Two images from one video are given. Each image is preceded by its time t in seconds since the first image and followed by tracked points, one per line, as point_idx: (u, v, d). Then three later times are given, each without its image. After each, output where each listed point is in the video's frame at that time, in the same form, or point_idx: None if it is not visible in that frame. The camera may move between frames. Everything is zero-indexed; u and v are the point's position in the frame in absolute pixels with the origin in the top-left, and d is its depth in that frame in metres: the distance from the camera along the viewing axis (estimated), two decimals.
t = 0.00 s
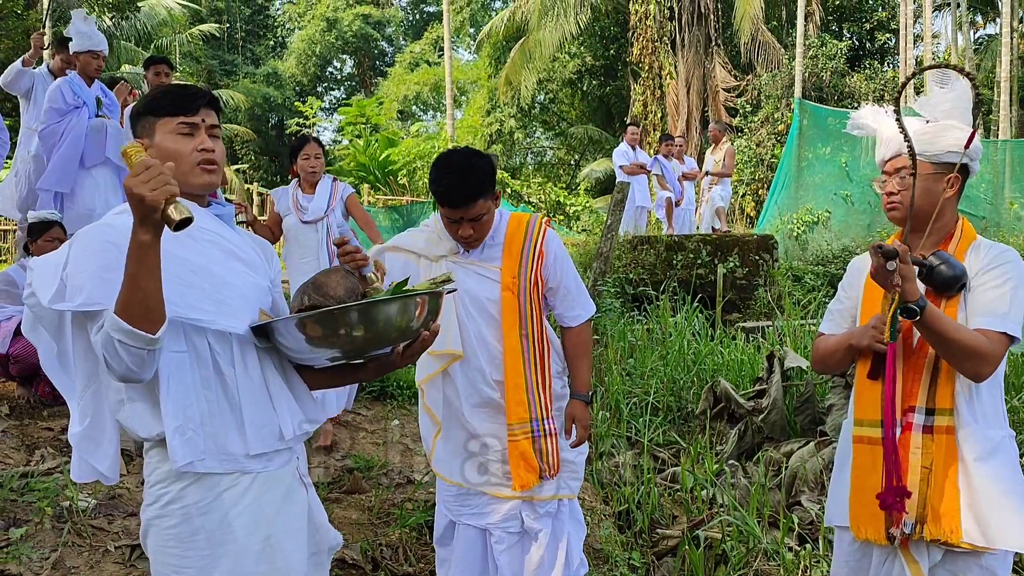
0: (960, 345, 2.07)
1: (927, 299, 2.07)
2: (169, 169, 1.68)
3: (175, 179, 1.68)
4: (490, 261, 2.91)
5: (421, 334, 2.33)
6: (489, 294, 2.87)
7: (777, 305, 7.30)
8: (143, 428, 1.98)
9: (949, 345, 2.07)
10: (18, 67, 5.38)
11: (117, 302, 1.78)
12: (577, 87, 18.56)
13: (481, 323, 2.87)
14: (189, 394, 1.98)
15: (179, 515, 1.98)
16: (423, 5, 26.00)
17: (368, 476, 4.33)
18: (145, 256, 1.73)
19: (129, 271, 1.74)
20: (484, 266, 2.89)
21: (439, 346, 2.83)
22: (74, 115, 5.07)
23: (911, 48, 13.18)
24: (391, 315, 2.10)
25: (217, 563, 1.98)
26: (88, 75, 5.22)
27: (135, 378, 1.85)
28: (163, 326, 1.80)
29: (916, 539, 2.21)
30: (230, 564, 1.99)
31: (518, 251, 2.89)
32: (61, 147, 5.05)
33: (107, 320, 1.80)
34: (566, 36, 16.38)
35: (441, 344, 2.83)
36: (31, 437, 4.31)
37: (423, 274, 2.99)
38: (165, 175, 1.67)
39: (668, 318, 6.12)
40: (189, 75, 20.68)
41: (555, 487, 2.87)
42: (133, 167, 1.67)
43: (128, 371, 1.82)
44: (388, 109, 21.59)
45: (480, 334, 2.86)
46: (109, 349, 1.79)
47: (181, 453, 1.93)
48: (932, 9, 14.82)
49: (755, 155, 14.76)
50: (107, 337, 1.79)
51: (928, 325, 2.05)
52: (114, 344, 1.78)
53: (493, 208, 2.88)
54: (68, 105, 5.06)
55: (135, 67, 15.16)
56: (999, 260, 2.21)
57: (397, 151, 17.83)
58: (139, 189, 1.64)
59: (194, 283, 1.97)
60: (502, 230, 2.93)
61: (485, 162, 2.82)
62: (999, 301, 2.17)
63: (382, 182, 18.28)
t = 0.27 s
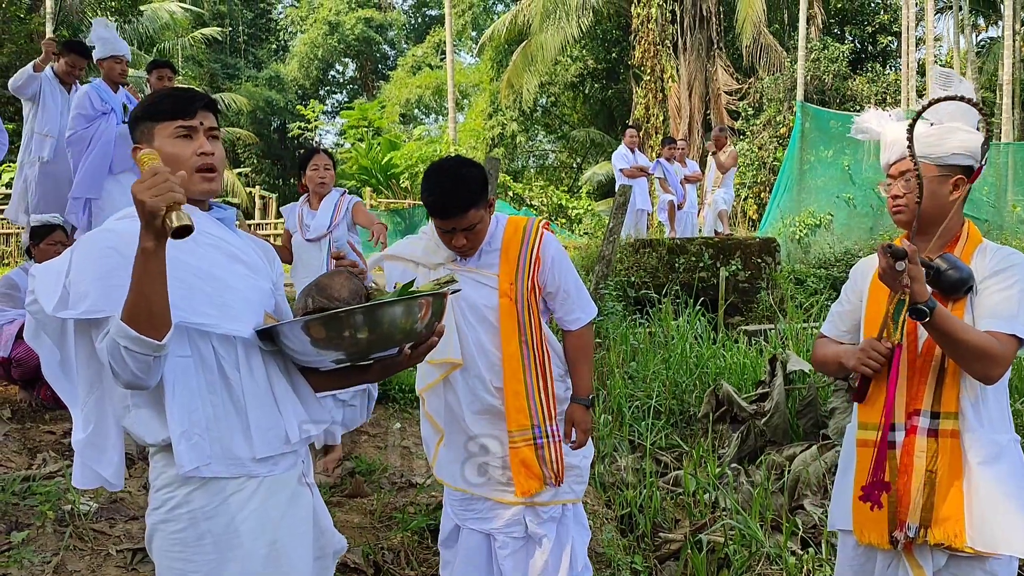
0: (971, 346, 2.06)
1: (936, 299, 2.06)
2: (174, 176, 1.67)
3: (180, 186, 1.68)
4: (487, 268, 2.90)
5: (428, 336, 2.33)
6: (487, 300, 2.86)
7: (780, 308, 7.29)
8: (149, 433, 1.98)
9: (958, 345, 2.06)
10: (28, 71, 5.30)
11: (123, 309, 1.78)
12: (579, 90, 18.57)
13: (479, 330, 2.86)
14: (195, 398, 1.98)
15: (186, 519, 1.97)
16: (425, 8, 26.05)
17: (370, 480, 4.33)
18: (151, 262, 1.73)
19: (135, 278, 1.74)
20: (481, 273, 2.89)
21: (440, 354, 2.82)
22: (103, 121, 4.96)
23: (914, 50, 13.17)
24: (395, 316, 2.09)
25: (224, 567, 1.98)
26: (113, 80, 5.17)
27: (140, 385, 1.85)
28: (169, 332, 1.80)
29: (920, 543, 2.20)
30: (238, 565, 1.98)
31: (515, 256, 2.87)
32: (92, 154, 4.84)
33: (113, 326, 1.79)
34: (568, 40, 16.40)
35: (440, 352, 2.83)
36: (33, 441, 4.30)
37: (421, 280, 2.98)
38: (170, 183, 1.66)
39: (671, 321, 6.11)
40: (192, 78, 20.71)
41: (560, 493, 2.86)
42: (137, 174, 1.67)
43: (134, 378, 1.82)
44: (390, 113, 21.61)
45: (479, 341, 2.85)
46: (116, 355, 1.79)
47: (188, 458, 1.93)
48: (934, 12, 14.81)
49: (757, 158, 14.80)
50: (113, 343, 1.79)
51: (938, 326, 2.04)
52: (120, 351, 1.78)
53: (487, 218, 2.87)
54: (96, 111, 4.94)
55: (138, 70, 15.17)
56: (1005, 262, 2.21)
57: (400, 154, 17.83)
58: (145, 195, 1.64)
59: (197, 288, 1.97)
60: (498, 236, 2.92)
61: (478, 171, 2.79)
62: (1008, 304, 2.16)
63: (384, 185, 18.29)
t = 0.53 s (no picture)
0: (976, 350, 2.06)
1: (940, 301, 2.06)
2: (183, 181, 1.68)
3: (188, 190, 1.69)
4: (486, 265, 2.90)
5: (432, 333, 2.29)
6: (487, 297, 2.86)
7: (782, 311, 7.30)
8: (155, 437, 1.98)
9: (961, 344, 2.05)
10: (38, 75, 5.23)
11: (130, 313, 1.78)
12: (580, 93, 18.59)
13: (479, 328, 2.86)
14: (200, 402, 1.98)
15: (193, 522, 1.98)
16: (426, 11, 26.07)
17: (371, 483, 4.33)
18: (159, 266, 1.73)
19: (145, 282, 1.74)
20: (480, 270, 2.89)
21: (440, 350, 2.83)
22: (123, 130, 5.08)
23: (916, 52, 13.17)
24: (398, 317, 2.09)
25: (229, 569, 1.98)
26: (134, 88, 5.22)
27: (147, 389, 1.85)
28: (177, 335, 1.81)
29: (922, 544, 2.20)
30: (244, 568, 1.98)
31: (514, 254, 2.87)
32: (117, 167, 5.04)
33: (120, 330, 1.79)
34: (569, 43, 16.43)
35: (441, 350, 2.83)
36: (35, 443, 4.31)
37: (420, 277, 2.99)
38: (179, 187, 1.66)
39: (672, 324, 6.11)
40: (194, 82, 20.75)
41: (560, 496, 2.86)
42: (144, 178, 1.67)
43: (140, 381, 1.82)
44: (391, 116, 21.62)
45: (479, 340, 2.85)
46: (123, 359, 1.79)
47: (194, 462, 1.93)
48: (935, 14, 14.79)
49: (758, 160, 14.82)
50: (120, 347, 1.79)
51: (942, 324, 2.04)
52: (128, 355, 1.78)
53: (486, 212, 2.89)
54: (118, 119, 5.08)
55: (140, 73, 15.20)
56: (1007, 263, 2.21)
57: (401, 157, 17.84)
58: (153, 200, 1.65)
59: (202, 292, 1.97)
60: (498, 234, 2.92)
61: (474, 167, 2.82)
62: (1012, 304, 2.16)
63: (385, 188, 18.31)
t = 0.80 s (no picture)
0: (977, 350, 2.06)
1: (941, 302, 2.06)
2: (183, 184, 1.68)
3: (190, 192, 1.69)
4: (489, 259, 2.90)
5: (436, 335, 2.30)
6: (488, 291, 2.87)
7: (783, 312, 7.30)
8: (159, 439, 1.99)
9: (963, 342, 2.05)
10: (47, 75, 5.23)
11: (132, 315, 1.79)
12: (580, 94, 18.60)
13: (479, 322, 2.86)
14: (204, 403, 1.98)
15: (196, 525, 1.98)
16: (427, 13, 26.10)
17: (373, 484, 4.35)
18: (161, 269, 1.74)
19: (147, 285, 1.75)
20: (482, 264, 2.89)
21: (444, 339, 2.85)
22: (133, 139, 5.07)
23: (916, 53, 13.18)
24: (401, 319, 2.10)
25: (232, 571, 1.98)
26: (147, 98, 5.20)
27: (149, 392, 1.86)
28: (178, 338, 1.81)
29: (923, 544, 2.20)
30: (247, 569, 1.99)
31: (515, 253, 2.87)
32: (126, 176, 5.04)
33: (123, 333, 1.80)
34: (570, 44, 16.45)
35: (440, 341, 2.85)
36: (37, 445, 4.32)
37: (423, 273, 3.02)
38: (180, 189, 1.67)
39: (673, 325, 6.11)
40: (195, 83, 20.78)
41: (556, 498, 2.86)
42: (145, 181, 1.67)
43: (142, 384, 1.83)
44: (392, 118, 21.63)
45: (480, 334, 2.86)
46: (125, 363, 1.80)
47: (198, 464, 1.94)
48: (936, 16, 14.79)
49: (759, 162, 14.81)
50: (123, 351, 1.79)
51: (945, 321, 2.04)
52: (130, 358, 1.79)
53: (486, 203, 2.88)
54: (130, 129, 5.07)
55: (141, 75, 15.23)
56: (1008, 262, 2.22)
57: (403, 158, 17.85)
58: (155, 204, 1.65)
59: (204, 294, 1.98)
60: (502, 230, 2.92)
61: (477, 157, 2.79)
62: (1012, 304, 2.17)
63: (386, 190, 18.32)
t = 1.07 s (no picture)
0: (977, 350, 2.06)
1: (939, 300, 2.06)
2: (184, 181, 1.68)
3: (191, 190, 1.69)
4: (492, 253, 2.91)
5: (439, 336, 2.30)
6: (491, 282, 2.88)
7: (783, 312, 7.31)
8: (160, 439, 1.99)
9: (961, 346, 2.06)
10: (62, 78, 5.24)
11: (134, 313, 1.79)
12: (581, 95, 18.62)
13: (480, 313, 2.87)
14: (204, 404, 1.99)
15: (196, 526, 1.98)
16: (427, 13, 26.11)
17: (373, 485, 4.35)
18: (163, 268, 1.74)
19: (148, 284, 1.75)
20: (485, 257, 2.90)
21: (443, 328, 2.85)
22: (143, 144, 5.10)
23: (916, 54, 13.18)
24: (404, 320, 2.10)
25: (234, 572, 1.98)
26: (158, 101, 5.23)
27: (151, 391, 1.86)
28: (180, 337, 1.81)
29: (924, 544, 2.20)
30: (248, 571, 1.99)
31: (521, 246, 2.90)
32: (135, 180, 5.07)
33: (124, 332, 1.80)
34: (570, 44, 16.48)
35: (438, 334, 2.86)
36: (38, 445, 4.32)
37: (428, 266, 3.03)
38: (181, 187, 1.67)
39: (673, 325, 6.12)
40: (196, 84, 20.80)
41: (553, 500, 2.86)
42: (147, 179, 1.68)
43: (144, 383, 1.83)
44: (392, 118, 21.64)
45: (480, 325, 2.87)
46: (126, 361, 1.80)
47: (198, 466, 1.94)
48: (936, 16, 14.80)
49: (760, 162, 14.81)
50: (123, 349, 1.79)
51: (943, 323, 2.04)
52: (131, 356, 1.79)
53: (481, 190, 2.89)
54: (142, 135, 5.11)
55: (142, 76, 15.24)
56: (1006, 263, 2.22)
57: (403, 159, 17.86)
58: (157, 202, 1.66)
59: (206, 294, 1.98)
60: (507, 227, 2.95)
61: (483, 144, 2.88)
62: (1011, 305, 2.17)
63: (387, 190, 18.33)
